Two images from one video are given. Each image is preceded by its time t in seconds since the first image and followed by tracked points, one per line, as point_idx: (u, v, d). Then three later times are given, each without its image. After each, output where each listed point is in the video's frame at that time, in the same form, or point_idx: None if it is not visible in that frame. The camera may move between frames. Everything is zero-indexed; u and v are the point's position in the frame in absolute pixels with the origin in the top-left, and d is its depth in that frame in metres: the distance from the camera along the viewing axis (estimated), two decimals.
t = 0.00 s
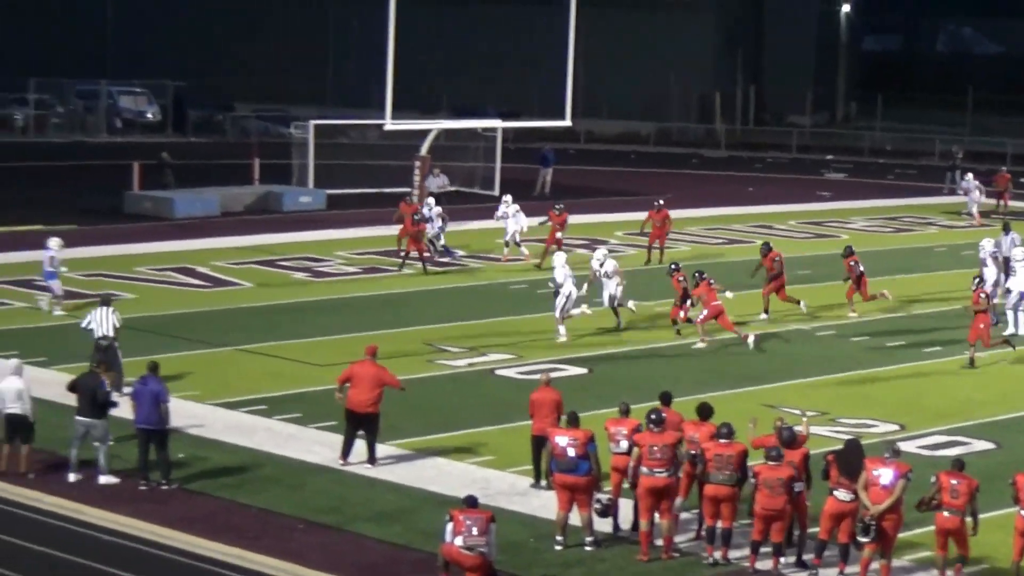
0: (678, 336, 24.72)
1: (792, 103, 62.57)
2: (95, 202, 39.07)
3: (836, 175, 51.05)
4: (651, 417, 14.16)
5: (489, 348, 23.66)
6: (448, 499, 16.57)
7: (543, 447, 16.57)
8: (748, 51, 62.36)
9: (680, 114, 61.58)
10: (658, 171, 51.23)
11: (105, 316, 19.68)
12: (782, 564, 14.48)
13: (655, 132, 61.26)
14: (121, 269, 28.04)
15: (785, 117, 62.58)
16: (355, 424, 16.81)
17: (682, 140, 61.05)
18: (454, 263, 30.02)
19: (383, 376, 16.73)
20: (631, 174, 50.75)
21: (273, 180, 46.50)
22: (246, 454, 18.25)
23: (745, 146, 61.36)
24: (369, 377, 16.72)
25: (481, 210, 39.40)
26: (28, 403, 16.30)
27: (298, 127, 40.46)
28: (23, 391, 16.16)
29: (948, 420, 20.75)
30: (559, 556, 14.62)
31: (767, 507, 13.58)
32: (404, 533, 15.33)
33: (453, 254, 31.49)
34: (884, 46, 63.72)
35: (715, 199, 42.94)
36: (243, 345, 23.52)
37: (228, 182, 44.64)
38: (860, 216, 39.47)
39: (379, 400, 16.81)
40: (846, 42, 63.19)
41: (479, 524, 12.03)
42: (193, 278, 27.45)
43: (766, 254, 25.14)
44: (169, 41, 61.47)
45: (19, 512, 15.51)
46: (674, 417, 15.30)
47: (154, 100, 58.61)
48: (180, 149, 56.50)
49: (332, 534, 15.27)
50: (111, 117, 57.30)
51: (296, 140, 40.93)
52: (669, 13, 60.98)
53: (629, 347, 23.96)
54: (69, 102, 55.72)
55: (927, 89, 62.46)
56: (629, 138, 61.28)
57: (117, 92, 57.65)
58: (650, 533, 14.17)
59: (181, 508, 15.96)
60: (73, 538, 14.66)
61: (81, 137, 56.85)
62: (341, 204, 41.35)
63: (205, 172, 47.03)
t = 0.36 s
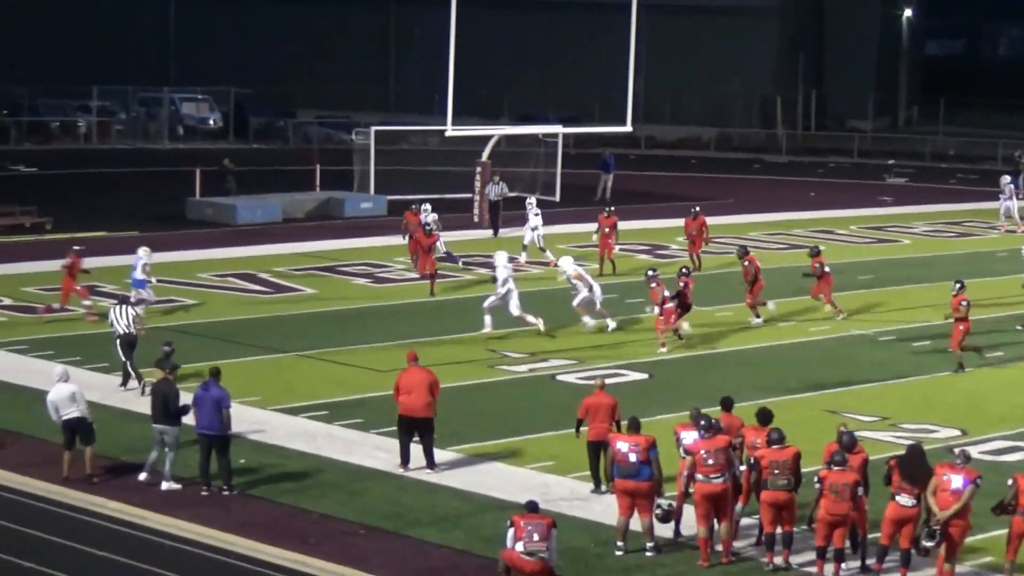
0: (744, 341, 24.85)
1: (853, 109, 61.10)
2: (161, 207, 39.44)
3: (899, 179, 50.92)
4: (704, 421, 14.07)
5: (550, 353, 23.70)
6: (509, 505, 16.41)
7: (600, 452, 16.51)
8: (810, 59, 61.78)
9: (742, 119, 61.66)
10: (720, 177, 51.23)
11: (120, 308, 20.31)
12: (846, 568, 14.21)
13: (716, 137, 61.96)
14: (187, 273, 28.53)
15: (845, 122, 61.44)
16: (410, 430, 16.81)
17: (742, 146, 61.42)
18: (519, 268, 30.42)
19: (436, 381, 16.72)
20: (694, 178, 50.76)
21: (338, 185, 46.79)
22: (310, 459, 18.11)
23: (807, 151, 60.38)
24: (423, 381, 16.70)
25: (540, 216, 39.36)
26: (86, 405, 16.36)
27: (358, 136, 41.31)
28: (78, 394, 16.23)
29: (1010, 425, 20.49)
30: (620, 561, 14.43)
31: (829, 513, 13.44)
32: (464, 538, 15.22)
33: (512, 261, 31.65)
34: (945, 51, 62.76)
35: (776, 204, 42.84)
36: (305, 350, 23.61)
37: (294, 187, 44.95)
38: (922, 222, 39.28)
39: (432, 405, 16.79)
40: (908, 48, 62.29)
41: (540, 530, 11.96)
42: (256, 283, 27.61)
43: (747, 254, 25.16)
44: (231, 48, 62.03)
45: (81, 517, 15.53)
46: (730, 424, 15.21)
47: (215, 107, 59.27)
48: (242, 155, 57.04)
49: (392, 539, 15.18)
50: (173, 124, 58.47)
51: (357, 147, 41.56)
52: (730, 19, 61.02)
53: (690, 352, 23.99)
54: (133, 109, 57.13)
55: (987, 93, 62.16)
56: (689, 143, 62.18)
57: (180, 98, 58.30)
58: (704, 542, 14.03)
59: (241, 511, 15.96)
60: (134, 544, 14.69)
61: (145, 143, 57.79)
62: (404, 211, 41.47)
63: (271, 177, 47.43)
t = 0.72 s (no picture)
0: (775, 344, 24.83)
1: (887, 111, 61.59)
2: (193, 211, 39.53)
3: (931, 182, 50.89)
4: (730, 426, 14.04)
5: (583, 357, 23.66)
6: (540, 509, 16.39)
7: (630, 455, 16.49)
8: (843, 63, 61.88)
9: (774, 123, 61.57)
10: (750, 181, 51.23)
11: (111, 305, 20.70)
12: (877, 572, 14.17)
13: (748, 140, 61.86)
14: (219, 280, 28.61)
15: (879, 126, 61.85)
16: (440, 432, 16.78)
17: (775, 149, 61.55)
18: (551, 271, 30.51)
19: (465, 386, 16.69)
20: (726, 182, 50.74)
21: (369, 188, 46.83)
22: (342, 463, 18.11)
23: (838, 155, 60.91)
24: (452, 386, 16.67)
25: (570, 220, 39.34)
26: (117, 407, 16.37)
27: (390, 140, 41.38)
28: (108, 397, 16.23)
29: None
30: (652, 565, 14.37)
31: (862, 517, 13.41)
32: (495, 543, 15.19)
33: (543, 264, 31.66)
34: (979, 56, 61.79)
35: (806, 208, 42.78)
36: (338, 354, 23.58)
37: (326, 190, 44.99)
38: (954, 226, 39.18)
39: (461, 410, 16.78)
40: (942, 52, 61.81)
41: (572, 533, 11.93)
42: (287, 286, 27.62)
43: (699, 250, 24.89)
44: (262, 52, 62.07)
45: (112, 520, 15.55)
46: (761, 427, 15.17)
47: (247, 111, 59.28)
48: (274, 158, 57.13)
49: (422, 543, 15.16)
50: (206, 128, 58.25)
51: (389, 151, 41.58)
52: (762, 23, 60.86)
53: (722, 356, 23.96)
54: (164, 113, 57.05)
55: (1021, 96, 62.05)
56: (722, 147, 62.07)
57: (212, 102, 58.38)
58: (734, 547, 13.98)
59: (272, 515, 15.96)
60: (165, 547, 14.70)
61: (177, 147, 57.75)
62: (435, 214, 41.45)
63: (301, 181, 47.51)
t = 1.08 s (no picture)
0: (777, 348, 24.82)
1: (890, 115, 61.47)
2: (199, 213, 39.62)
3: (934, 186, 51.03)
4: (735, 429, 14.04)
5: (585, 360, 23.66)
6: (541, 512, 16.37)
7: (632, 457, 16.50)
8: (845, 67, 61.93)
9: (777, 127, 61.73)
10: (752, 185, 51.33)
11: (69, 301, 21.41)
12: None
13: (751, 144, 62.16)
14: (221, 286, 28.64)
15: (880, 130, 61.87)
16: (445, 435, 16.79)
17: (778, 152, 62.04)
18: (554, 276, 30.55)
19: (472, 390, 16.69)
20: (729, 185, 50.86)
21: (373, 190, 46.94)
22: (344, 465, 18.10)
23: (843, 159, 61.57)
24: (460, 390, 16.69)
25: (573, 223, 39.40)
26: (119, 409, 16.36)
27: (393, 143, 41.45)
28: (111, 398, 16.23)
29: None
30: (654, 569, 14.36)
31: (866, 521, 13.39)
32: (499, 546, 15.17)
33: (545, 268, 31.68)
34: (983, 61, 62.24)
35: (809, 212, 42.84)
36: (340, 357, 23.59)
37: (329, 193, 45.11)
38: (956, 230, 39.22)
39: (469, 415, 16.80)
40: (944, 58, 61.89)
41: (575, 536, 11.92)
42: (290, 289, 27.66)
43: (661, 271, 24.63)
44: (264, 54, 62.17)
45: (115, 521, 15.56)
46: (763, 430, 15.18)
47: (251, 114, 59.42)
48: (278, 160, 57.31)
49: (426, 546, 15.14)
50: (208, 130, 58.15)
51: (392, 154, 41.64)
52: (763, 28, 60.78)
53: (724, 360, 23.95)
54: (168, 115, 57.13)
55: None
56: (725, 150, 62.47)
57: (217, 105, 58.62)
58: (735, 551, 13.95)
59: (274, 517, 15.95)
60: (169, 549, 14.69)
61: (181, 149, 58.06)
62: (438, 217, 41.50)
63: (302, 182, 47.66)
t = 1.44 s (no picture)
0: (782, 351, 24.81)
1: (895, 119, 61.14)
2: (205, 214, 39.57)
3: (939, 189, 50.88)
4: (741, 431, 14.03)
5: (589, 362, 23.66)
6: (545, 514, 16.37)
7: (634, 457, 16.53)
8: (850, 68, 61.77)
9: (782, 128, 61.63)
10: (757, 187, 51.21)
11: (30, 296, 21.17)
12: None
13: (756, 146, 62.09)
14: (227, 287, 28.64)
15: (885, 132, 61.39)
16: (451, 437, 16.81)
17: (784, 154, 61.72)
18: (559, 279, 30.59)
19: (479, 392, 16.69)
20: (734, 188, 50.76)
21: (377, 192, 46.82)
22: (347, 467, 18.10)
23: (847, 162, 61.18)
24: (468, 392, 16.70)
25: (577, 225, 39.33)
26: (124, 410, 16.39)
27: (398, 144, 41.33)
28: (116, 400, 16.25)
29: None
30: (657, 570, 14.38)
31: (871, 523, 13.40)
32: (502, 547, 15.18)
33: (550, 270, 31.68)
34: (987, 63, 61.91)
35: (815, 214, 42.72)
36: (344, 358, 23.60)
37: (333, 195, 45.00)
38: (962, 233, 39.14)
39: (476, 417, 16.81)
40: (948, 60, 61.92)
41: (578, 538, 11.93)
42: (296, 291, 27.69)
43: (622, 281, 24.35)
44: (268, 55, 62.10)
45: (118, 522, 15.57)
46: (768, 432, 15.19)
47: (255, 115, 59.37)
48: (282, 161, 57.20)
49: (429, 547, 15.14)
50: (214, 131, 58.56)
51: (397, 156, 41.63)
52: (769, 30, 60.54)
53: (729, 362, 23.95)
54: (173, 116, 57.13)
55: None
56: (729, 152, 62.40)
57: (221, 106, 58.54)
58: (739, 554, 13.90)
59: (277, 518, 15.96)
60: (173, 549, 14.70)
61: (184, 151, 58.11)
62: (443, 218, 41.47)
63: (308, 184, 47.55)
